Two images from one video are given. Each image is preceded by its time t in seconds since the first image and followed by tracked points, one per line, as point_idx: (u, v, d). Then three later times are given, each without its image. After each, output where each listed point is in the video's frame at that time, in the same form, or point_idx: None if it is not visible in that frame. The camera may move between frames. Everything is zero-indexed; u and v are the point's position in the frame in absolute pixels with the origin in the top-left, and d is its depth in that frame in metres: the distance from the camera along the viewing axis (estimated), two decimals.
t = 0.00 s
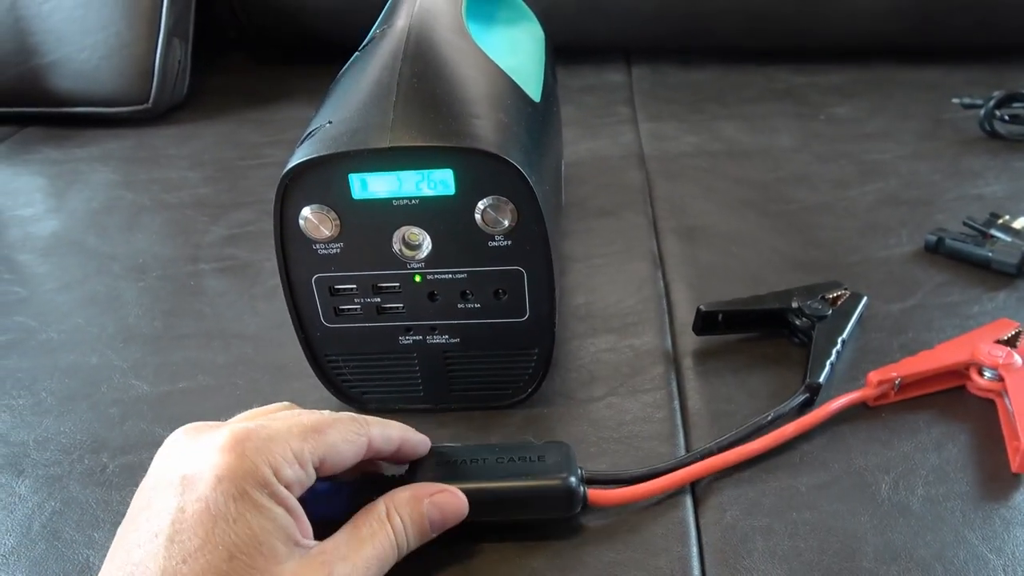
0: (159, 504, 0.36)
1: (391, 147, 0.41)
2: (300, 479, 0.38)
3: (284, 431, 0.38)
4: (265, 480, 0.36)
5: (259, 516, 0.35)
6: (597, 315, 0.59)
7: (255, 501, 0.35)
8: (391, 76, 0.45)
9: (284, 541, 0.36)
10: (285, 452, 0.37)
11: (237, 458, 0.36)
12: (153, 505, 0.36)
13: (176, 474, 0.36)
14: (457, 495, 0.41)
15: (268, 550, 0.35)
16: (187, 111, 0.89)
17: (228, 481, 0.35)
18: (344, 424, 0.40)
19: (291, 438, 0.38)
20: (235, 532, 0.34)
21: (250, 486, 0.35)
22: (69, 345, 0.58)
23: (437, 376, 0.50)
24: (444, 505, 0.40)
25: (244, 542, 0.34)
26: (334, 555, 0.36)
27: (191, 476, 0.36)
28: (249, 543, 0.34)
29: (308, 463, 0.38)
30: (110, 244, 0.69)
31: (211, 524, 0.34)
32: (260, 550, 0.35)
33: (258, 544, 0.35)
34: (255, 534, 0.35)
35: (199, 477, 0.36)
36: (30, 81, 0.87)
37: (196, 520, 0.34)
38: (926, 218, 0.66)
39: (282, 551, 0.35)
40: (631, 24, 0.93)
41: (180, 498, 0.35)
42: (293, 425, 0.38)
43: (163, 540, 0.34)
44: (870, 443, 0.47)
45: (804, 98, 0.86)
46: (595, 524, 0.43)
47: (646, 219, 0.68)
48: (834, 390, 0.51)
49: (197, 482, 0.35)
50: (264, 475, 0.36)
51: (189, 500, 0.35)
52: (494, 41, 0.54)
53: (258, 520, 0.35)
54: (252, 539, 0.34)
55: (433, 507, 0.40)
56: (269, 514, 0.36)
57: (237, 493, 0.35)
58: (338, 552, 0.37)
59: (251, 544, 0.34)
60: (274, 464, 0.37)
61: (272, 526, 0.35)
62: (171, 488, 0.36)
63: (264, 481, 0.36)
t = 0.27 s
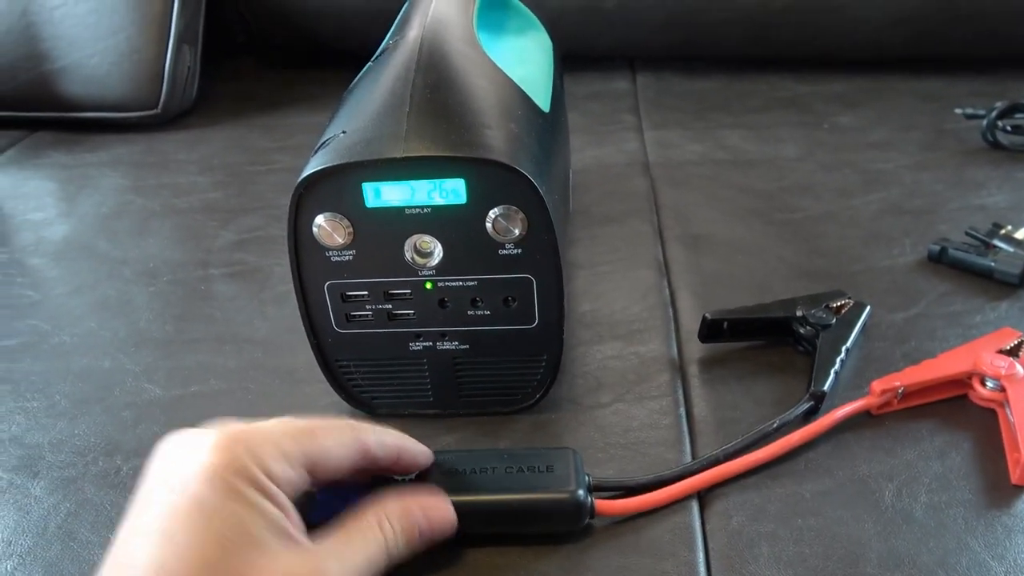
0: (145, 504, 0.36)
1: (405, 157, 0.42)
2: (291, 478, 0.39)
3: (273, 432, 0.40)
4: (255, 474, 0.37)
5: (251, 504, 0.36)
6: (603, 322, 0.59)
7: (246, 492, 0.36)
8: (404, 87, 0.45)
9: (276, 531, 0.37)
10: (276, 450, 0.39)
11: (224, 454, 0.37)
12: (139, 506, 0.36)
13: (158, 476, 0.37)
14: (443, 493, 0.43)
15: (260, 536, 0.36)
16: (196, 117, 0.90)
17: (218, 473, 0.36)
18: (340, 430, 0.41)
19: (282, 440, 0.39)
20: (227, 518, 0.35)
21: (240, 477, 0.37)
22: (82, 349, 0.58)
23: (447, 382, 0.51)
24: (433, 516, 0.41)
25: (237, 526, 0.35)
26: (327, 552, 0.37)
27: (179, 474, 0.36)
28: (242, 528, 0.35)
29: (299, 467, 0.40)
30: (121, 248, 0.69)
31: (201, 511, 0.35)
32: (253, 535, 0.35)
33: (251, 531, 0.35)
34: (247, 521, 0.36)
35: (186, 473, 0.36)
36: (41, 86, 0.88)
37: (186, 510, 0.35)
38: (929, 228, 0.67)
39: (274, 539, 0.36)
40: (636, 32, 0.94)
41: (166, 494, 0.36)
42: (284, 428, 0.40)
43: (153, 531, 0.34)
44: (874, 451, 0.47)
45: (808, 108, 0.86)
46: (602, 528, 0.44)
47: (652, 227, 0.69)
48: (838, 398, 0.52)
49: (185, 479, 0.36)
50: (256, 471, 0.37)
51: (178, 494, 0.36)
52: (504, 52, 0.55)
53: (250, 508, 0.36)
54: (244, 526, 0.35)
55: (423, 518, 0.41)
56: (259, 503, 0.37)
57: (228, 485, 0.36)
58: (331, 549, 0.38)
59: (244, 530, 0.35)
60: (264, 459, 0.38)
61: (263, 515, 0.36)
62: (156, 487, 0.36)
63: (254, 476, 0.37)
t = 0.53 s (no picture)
0: None
1: (410, 160, 0.43)
2: (121, 260, 0.41)
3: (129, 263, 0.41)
4: (92, 267, 0.39)
5: (95, 296, 0.38)
6: (605, 324, 0.60)
7: (88, 284, 0.38)
8: (410, 91, 0.46)
9: (120, 306, 0.39)
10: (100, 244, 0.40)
11: (55, 266, 0.38)
12: None
13: None
14: (271, 260, 0.45)
15: (105, 317, 0.38)
16: (201, 120, 0.91)
17: (58, 292, 0.38)
18: (214, 276, 0.43)
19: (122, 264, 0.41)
20: (72, 322, 0.37)
21: (79, 282, 0.38)
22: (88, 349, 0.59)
23: (449, 383, 0.51)
24: (257, 258, 0.44)
25: (86, 331, 0.37)
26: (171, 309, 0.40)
27: (13, 305, 0.38)
28: (86, 323, 0.37)
29: (138, 255, 0.42)
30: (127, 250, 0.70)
31: (44, 339, 0.36)
32: (103, 325, 0.37)
33: (94, 317, 0.37)
34: (91, 312, 0.37)
35: (23, 302, 0.38)
36: (48, 90, 0.88)
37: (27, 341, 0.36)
38: (928, 234, 0.68)
39: (129, 324, 0.38)
40: (638, 39, 0.95)
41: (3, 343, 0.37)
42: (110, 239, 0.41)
43: None
44: (872, 452, 0.48)
45: (809, 114, 0.87)
46: (603, 527, 0.45)
47: (653, 231, 0.69)
48: (837, 400, 0.52)
49: (22, 310, 0.37)
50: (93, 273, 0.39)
51: (19, 319, 0.37)
52: (508, 57, 0.56)
53: (95, 299, 0.38)
54: (88, 321, 0.37)
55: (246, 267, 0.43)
56: (102, 293, 0.38)
57: (68, 289, 0.38)
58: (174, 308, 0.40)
59: (91, 326, 0.37)
60: (94, 259, 0.39)
61: (108, 299, 0.38)
62: None
63: (100, 282, 0.39)
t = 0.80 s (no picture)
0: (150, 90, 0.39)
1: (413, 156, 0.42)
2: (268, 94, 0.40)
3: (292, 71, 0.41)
4: (241, 85, 0.39)
5: (235, 122, 0.38)
6: (605, 322, 0.60)
7: (232, 110, 0.38)
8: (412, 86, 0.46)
9: (254, 149, 0.38)
10: (265, 67, 0.40)
11: (201, 80, 0.38)
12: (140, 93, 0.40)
13: (165, 70, 0.40)
14: (429, 152, 0.41)
15: (238, 157, 0.37)
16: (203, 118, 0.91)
17: (205, 80, 0.38)
18: (365, 134, 0.40)
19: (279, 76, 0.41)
20: (206, 134, 0.37)
21: (228, 93, 0.38)
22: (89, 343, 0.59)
23: (449, 378, 0.51)
24: (410, 142, 0.40)
25: (210, 146, 0.36)
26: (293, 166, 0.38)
27: (177, 73, 0.39)
28: (215, 149, 0.36)
29: (289, 82, 0.41)
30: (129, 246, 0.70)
31: (184, 114, 0.37)
32: (226, 156, 0.37)
33: (230, 147, 0.37)
34: (228, 137, 0.37)
35: (184, 73, 0.39)
36: (51, 87, 0.89)
37: (173, 110, 0.37)
38: (929, 235, 0.68)
39: (247, 161, 0.37)
40: (640, 40, 0.95)
41: (165, 90, 0.39)
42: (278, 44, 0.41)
43: (142, 115, 0.38)
44: (872, 450, 0.48)
45: (810, 116, 0.87)
46: (603, 523, 0.45)
47: (654, 230, 0.70)
48: (837, 399, 0.52)
49: (182, 78, 0.39)
50: (240, 79, 0.39)
51: (180, 89, 0.38)
52: (511, 54, 0.56)
53: (232, 122, 0.37)
54: (219, 143, 0.37)
55: (398, 143, 0.40)
56: (243, 124, 0.38)
57: (218, 104, 0.38)
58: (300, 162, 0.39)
59: (217, 139, 0.37)
60: (249, 76, 0.39)
61: (244, 138, 0.38)
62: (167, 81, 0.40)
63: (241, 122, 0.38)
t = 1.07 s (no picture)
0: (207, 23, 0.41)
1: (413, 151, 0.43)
2: (307, 66, 0.41)
3: (338, 53, 0.42)
4: (286, 49, 0.40)
5: (260, 76, 0.39)
6: (605, 323, 0.60)
7: (264, 64, 0.39)
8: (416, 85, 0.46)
9: (270, 105, 0.40)
10: (314, 44, 0.41)
11: (254, 29, 0.40)
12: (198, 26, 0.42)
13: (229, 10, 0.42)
14: (426, 177, 0.41)
15: (251, 108, 0.39)
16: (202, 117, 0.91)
17: (254, 33, 0.40)
18: (377, 136, 0.41)
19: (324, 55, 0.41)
20: (229, 78, 0.39)
21: (269, 50, 0.40)
22: (87, 340, 0.59)
23: (449, 378, 0.51)
24: (412, 162, 0.41)
25: (229, 91, 0.38)
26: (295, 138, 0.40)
27: (236, 15, 0.41)
28: (230, 97, 0.38)
29: (333, 64, 0.42)
30: (127, 244, 0.70)
31: (219, 56, 0.39)
32: (240, 105, 0.39)
33: (247, 97, 0.39)
34: (249, 88, 0.39)
35: (239, 17, 0.41)
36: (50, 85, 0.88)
37: (212, 49, 0.39)
38: (929, 237, 0.68)
39: (256, 113, 0.39)
40: (641, 41, 0.95)
41: (217, 28, 0.40)
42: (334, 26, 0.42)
43: (186, 41, 0.40)
44: (873, 452, 0.48)
45: (811, 118, 0.87)
46: (602, 523, 0.44)
47: (654, 231, 0.69)
48: (837, 401, 0.52)
49: (235, 22, 0.40)
50: (287, 46, 0.40)
51: (229, 30, 0.40)
52: (514, 53, 0.56)
53: (258, 74, 0.39)
54: (237, 91, 0.39)
55: (402, 158, 0.41)
56: (264, 81, 0.39)
57: (255, 55, 0.39)
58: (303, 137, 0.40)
59: (236, 89, 0.39)
60: (296, 44, 0.40)
61: (264, 94, 0.39)
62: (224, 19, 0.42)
63: (268, 82, 0.40)
